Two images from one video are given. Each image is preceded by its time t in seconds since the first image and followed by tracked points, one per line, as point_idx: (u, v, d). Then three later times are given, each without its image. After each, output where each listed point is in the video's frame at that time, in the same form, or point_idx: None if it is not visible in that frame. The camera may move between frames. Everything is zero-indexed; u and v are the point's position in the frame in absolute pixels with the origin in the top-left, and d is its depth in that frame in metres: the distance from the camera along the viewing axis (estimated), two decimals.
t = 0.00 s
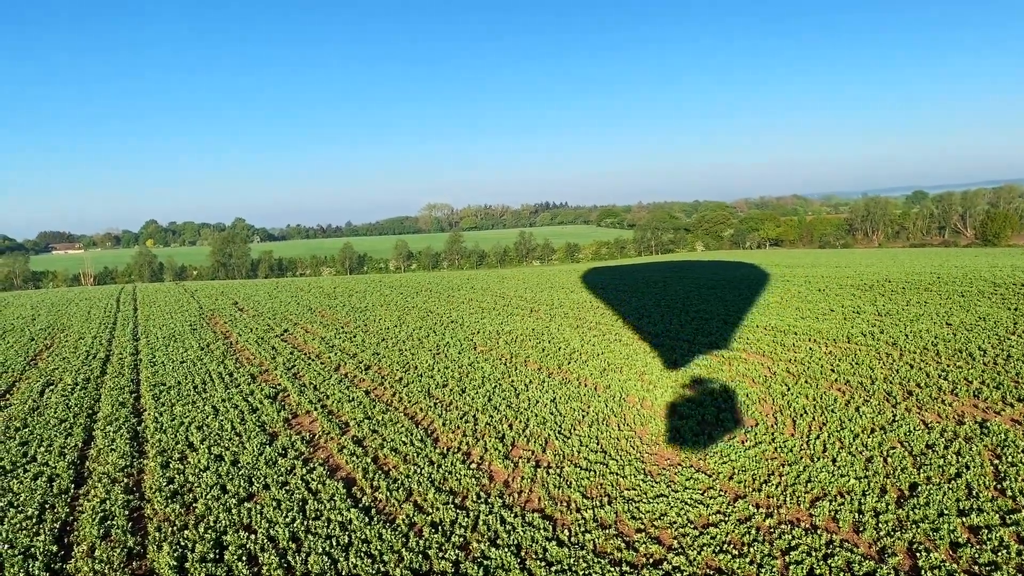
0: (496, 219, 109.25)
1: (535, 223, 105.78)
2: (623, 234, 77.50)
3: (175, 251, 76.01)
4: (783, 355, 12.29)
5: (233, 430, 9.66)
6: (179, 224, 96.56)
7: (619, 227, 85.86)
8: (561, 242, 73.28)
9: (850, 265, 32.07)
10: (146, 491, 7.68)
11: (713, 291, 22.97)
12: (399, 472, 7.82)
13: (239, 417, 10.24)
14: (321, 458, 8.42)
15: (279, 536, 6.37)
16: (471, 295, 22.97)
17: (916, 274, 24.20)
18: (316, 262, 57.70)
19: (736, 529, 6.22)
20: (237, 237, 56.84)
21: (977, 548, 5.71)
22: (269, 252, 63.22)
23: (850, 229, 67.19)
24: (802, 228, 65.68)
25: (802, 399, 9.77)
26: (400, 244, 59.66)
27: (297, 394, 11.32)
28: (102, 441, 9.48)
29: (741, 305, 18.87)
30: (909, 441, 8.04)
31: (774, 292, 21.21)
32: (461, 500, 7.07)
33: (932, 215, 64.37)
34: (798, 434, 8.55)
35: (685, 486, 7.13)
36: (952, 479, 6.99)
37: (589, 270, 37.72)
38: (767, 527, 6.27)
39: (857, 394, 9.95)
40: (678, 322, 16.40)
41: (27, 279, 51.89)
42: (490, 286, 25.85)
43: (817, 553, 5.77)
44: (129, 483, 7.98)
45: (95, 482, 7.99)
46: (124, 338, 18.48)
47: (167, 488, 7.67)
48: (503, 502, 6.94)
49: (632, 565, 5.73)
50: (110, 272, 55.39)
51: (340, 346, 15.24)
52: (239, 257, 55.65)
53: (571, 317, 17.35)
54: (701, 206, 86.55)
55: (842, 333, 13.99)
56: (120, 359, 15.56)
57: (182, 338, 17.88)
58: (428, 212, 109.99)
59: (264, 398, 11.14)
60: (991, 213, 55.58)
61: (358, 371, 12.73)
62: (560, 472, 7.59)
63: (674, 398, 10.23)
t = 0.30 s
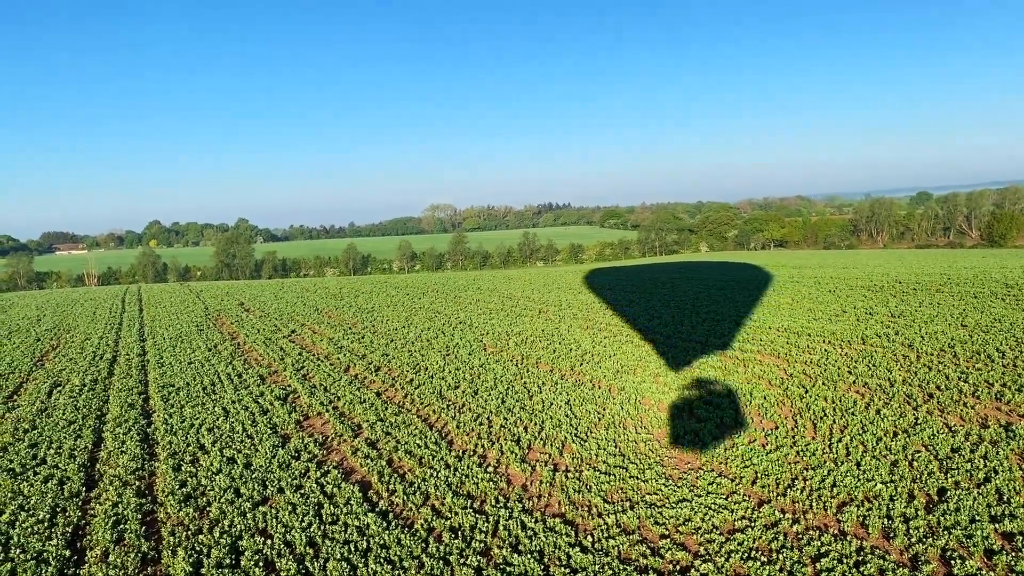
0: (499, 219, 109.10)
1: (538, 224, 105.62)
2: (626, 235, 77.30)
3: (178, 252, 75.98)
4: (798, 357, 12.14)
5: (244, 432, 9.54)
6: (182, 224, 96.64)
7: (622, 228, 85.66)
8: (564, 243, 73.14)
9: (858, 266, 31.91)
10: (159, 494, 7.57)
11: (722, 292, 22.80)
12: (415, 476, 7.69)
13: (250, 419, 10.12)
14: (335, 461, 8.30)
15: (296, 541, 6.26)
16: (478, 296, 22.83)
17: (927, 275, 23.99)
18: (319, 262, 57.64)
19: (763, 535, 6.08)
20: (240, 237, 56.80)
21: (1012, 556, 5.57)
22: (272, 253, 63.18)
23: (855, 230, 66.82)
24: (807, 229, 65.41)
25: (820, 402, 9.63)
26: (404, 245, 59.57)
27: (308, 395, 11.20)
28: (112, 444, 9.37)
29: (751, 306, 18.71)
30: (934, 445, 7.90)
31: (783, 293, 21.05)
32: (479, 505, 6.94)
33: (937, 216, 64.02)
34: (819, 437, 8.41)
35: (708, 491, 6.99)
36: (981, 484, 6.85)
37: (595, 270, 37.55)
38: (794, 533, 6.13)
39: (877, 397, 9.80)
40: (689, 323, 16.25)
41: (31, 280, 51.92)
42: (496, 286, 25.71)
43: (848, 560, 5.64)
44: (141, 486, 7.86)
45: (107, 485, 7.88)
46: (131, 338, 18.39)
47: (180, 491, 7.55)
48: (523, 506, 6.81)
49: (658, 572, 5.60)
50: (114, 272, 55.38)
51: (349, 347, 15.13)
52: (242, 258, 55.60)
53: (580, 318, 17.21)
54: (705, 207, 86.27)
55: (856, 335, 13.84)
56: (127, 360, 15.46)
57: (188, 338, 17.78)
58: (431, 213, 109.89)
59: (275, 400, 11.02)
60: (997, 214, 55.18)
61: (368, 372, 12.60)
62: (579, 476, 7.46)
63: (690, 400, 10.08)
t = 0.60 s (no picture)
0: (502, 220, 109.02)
1: (541, 224, 105.53)
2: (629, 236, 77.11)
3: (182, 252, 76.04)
4: (814, 359, 11.99)
5: (256, 433, 9.42)
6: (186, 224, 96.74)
7: (626, 229, 85.50)
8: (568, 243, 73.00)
9: (866, 267, 31.75)
10: (171, 497, 7.45)
11: (731, 292, 22.66)
12: (432, 479, 7.57)
13: (261, 420, 10.01)
14: (350, 463, 8.18)
15: (314, 546, 6.14)
16: (486, 296, 22.72)
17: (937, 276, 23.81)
18: (323, 263, 57.60)
19: (792, 543, 5.93)
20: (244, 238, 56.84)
21: None
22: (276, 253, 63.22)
23: (860, 230, 66.50)
24: (812, 229, 65.15)
25: (840, 404, 9.48)
26: (407, 245, 59.48)
27: (319, 397, 11.08)
28: (122, 446, 9.25)
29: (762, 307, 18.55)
30: (959, 449, 7.75)
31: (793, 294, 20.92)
32: (499, 509, 6.81)
33: (942, 217, 63.73)
34: (842, 441, 8.24)
35: (731, 496, 6.86)
36: (1012, 490, 6.70)
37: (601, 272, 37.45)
38: (823, 541, 5.99)
39: (897, 400, 9.65)
40: (700, 324, 16.11)
41: (35, 280, 52.01)
42: (503, 287, 25.61)
43: (881, 568, 5.49)
44: (153, 489, 7.74)
45: (118, 488, 7.77)
46: (137, 339, 18.28)
47: (193, 495, 7.43)
48: (544, 511, 6.68)
49: None
50: (118, 272, 55.44)
51: (357, 347, 15.03)
52: (246, 258, 55.58)
53: (590, 319, 17.07)
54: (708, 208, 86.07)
55: (871, 337, 13.68)
56: (134, 360, 15.36)
57: (195, 339, 17.67)
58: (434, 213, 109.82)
59: (286, 401, 10.90)
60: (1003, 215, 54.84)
61: (379, 373, 12.49)
62: (599, 480, 7.32)
63: (707, 403, 9.93)
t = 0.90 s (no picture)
0: (506, 220, 108.86)
1: (545, 225, 105.39)
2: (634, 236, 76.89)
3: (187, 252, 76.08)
4: (830, 361, 11.83)
5: (268, 435, 9.32)
6: (190, 224, 96.84)
7: (630, 229, 85.25)
8: (572, 243, 72.85)
9: (875, 267, 31.49)
10: (185, 500, 7.35)
11: (741, 293, 22.51)
12: (449, 482, 7.45)
13: (273, 421, 9.91)
14: (364, 466, 8.07)
15: (332, 551, 6.02)
16: (494, 297, 22.59)
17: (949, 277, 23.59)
18: (328, 263, 57.54)
19: (821, 549, 5.80)
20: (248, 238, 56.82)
21: None
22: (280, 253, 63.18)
23: (864, 231, 65.23)
24: (817, 229, 64.85)
25: (860, 407, 9.33)
26: (412, 245, 59.41)
27: (330, 398, 10.97)
28: (133, 447, 9.16)
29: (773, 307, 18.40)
30: (986, 454, 7.60)
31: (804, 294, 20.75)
32: (519, 514, 6.68)
33: (948, 217, 63.28)
34: (865, 445, 8.10)
35: (755, 501, 6.73)
36: None
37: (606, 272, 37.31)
38: (852, 547, 5.86)
39: (918, 403, 9.49)
40: (712, 325, 15.96)
41: (40, 279, 52.07)
42: (510, 287, 25.47)
43: None
44: (166, 491, 7.65)
45: (131, 490, 7.67)
46: (144, 339, 18.21)
47: (207, 497, 7.32)
48: (565, 515, 6.55)
49: None
50: (123, 272, 55.48)
51: (367, 348, 14.92)
52: (251, 258, 55.57)
53: (600, 320, 16.95)
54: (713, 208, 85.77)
55: (886, 339, 13.51)
56: (142, 360, 15.28)
57: (203, 339, 17.59)
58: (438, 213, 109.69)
59: (297, 402, 10.80)
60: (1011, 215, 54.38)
61: (389, 374, 12.36)
62: (619, 484, 7.20)
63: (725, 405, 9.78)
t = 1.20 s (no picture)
0: (510, 220, 108.75)
1: (549, 224, 105.33)
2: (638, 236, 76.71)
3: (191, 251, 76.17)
4: (848, 362, 11.67)
5: (281, 435, 9.21)
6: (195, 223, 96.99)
7: (634, 228, 85.11)
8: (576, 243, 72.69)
9: (884, 267, 31.25)
10: (200, 502, 7.24)
11: (751, 292, 22.35)
12: (467, 484, 7.32)
13: (285, 422, 9.80)
14: (380, 468, 7.95)
15: (352, 555, 5.91)
16: (502, 296, 22.46)
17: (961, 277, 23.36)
18: (332, 262, 57.53)
19: (853, 555, 5.66)
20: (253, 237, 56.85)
21: None
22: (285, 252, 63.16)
23: (871, 230, 65.43)
24: (823, 229, 64.58)
25: (882, 409, 9.17)
26: (417, 244, 59.40)
27: (342, 398, 10.86)
28: (144, 448, 9.06)
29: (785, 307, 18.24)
30: (1015, 456, 7.44)
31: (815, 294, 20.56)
32: (540, 517, 6.55)
33: (954, 216, 62.99)
34: (890, 448, 7.95)
35: (782, 505, 6.58)
36: None
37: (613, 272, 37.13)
38: (884, 553, 5.72)
39: (941, 405, 9.34)
40: (725, 325, 15.80)
41: (45, 278, 52.15)
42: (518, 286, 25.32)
43: None
44: (180, 493, 7.54)
45: (144, 492, 7.57)
46: (152, 338, 18.12)
47: (222, 499, 7.21)
48: (587, 519, 6.43)
49: None
50: (128, 271, 55.53)
51: (377, 347, 14.81)
52: (255, 257, 55.59)
53: (611, 320, 16.80)
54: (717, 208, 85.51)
55: (903, 339, 13.34)
56: (151, 360, 15.19)
57: (211, 338, 17.50)
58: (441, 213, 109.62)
59: (309, 402, 10.69)
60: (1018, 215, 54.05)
61: (401, 374, 12.25)
62: (641, 487, 7.06)
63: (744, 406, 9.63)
